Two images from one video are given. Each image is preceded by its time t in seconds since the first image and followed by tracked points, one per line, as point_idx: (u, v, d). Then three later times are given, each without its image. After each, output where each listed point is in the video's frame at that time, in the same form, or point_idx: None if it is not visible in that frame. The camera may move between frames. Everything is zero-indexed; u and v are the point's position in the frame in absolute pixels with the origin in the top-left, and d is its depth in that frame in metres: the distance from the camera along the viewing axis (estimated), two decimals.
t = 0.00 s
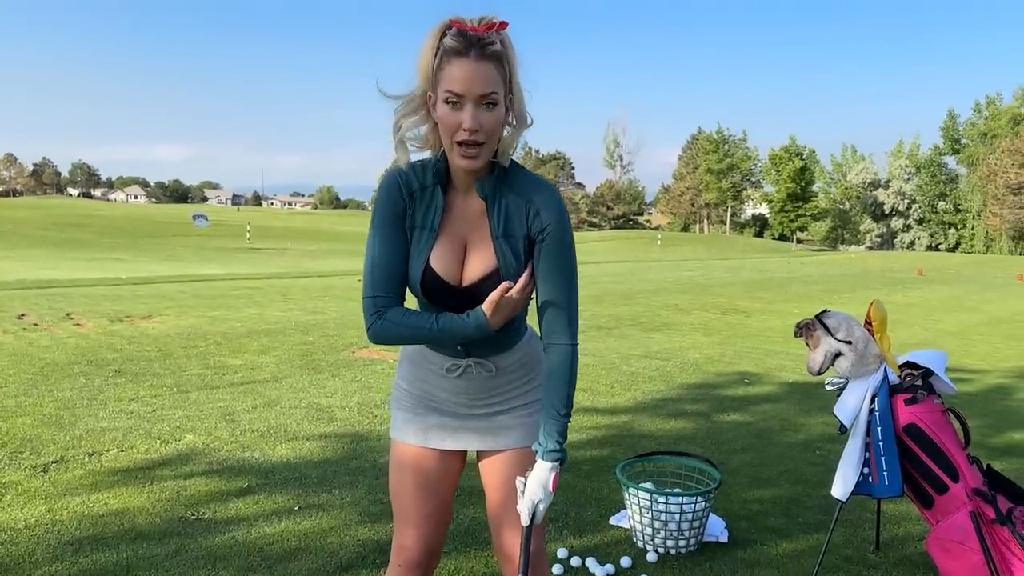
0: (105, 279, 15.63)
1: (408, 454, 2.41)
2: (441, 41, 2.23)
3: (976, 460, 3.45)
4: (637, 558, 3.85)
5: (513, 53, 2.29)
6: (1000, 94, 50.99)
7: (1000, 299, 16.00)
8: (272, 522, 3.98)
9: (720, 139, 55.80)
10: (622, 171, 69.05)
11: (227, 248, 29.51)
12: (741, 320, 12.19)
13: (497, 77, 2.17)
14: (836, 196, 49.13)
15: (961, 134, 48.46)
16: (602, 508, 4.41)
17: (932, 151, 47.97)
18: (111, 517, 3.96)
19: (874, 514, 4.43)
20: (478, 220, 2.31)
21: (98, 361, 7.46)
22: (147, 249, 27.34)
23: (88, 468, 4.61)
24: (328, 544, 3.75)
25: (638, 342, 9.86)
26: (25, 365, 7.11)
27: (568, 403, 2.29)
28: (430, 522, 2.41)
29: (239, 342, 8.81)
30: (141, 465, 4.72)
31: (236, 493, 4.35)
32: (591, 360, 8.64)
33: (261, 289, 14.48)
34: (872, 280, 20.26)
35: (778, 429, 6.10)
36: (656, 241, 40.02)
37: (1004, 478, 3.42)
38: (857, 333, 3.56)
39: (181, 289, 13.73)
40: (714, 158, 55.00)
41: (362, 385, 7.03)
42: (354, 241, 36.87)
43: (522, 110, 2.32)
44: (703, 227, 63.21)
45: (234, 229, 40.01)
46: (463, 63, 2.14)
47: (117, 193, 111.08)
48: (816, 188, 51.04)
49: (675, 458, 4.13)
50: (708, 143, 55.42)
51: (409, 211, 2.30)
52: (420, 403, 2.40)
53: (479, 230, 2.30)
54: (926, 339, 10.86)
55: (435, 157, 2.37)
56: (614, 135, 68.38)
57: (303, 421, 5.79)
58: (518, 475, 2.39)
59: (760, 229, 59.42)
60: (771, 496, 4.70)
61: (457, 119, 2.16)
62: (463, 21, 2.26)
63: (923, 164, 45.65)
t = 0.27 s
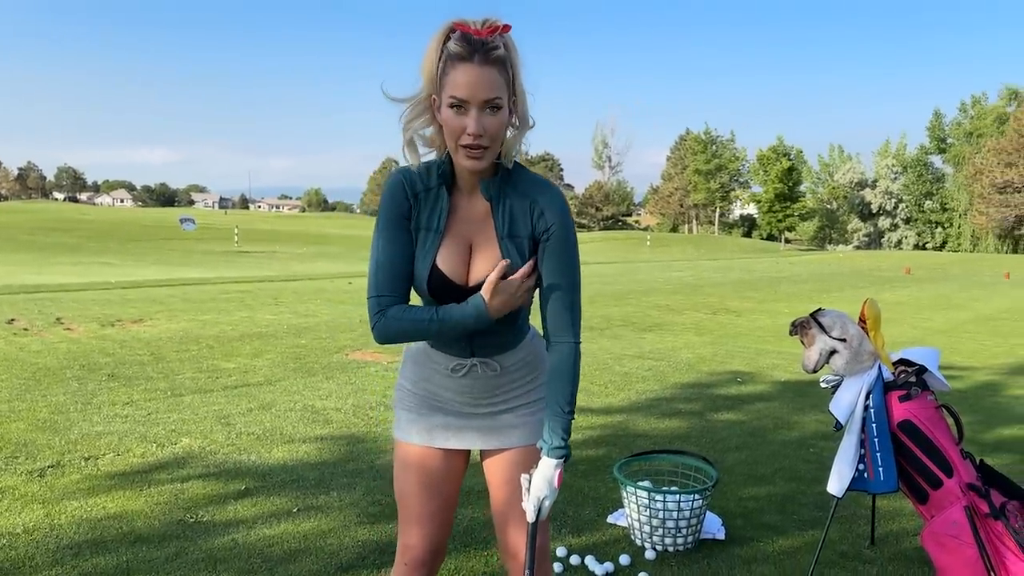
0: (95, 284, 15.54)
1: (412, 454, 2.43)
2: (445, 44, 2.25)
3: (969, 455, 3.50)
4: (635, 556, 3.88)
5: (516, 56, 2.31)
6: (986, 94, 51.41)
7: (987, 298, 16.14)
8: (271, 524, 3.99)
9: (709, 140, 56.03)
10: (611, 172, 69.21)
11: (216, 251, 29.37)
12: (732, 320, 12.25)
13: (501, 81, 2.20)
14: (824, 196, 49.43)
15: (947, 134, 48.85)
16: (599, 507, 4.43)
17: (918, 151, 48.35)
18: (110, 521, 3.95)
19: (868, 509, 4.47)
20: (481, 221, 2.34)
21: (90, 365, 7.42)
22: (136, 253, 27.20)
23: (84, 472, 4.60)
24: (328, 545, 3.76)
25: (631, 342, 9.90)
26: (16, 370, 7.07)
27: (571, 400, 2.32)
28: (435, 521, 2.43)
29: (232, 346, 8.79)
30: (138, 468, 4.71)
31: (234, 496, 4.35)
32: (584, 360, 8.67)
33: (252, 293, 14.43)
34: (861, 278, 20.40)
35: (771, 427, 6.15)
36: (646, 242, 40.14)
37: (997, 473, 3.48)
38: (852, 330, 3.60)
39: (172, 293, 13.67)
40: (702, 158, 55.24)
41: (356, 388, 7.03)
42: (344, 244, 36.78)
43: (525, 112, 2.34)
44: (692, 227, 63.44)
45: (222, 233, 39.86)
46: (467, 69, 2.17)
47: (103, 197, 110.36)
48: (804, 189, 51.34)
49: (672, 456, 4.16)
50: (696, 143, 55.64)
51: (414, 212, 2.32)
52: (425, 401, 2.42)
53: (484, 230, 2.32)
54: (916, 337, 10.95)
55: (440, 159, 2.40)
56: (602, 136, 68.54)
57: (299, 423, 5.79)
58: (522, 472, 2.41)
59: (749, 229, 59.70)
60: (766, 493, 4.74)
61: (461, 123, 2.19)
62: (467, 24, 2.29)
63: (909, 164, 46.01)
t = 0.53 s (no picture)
0: (84, 288, 15.46)
1: (418, 453, 2.45)
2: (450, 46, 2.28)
3: (963, 450, 3.55)
4: (634, 552, 3.91)
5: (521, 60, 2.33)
6: (971, 93, 51.83)
7: (975, 295, 16.28)
8: (271, 525, 4.00)
9: (697, 140, 56.25)
10: (600, 172, 69.33)
11: (205, 255, 29.25)
12: (723, 319, 12.33)
13: (505, 84, 2.22)
14: (812, 195, 49.71)
15: (933, 133, 49.23)
16: (597, 505, 4.46)
17: (904, 150, 48.72)
18: (109, 524, 3.95)
19: (862, 504, 4.52)
20: (486, 221, 2.36)
21: (83, 369, 7.40)
22: (124, 257, 27.05)
23: (82, 475, 4.59)
24: (328, 545, 3.77)
25: (624, 341, 9.95)
26: (9, 374, 7.03)
27: (572, 397, 2.35)
28: (440, 519, 2.46)
29: (224, 348, 8.78)
30: (136, 471, 4.71)
31: (233, 497, 4.35)
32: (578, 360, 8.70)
33: (244, 295, 14.40)
34: (850, 277, 20.55)
35: (765, 424, 6.20)
36: (636, 241, 40.28)
37: (991, 466, 3.52)
38: (847, 327, 3.64)
39: (163, 297, 13.63)
40: (691, 158, 55.47)
41: (352, 389, 7.04)
42: (334, 246, 36.71)
43: (529, 114, 2.36)
44: (681, 227, 63.67)
45: (211, 236, 39.66)
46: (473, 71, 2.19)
47: (89, 200, 109.63)
48: (792, 188, 51.61)
49: (670, 453, 4.19)
50: (685, 143, 55.86)
51: (419, 212, 2.34)
52: (429, 400, 2.44)
53: (488, 230, 2.35)
54: (905, 334, 11.05)
55: (444, 160, 2.42)
56: (591, 137, 68.71)
57: (296, 425, 5.80)
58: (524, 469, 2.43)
59: (737, 229, 59.97)
60: (761, 490, 4.78)
61: (466, 125, 2.21)
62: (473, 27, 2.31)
63: (896, 162, 46.38)
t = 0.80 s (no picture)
0: (76, 290, 15.41)
1: (421, 449, 2.47)
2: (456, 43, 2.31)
3: (957, 443, 3.59)
4: (633, 547, 3.94)
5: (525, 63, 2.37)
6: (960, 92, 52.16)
7: (965, 293, 16.39)
8: (270, 524, 4.01)
9: (689, 140, 56.42)
10: (592, 173, 69.42)
11: (197, 257, 29.16)
12: (716, 318, 12.38)
13: (508, 83, 2.26)
14: (803, 195, 49.92)
15: (923, 132, 49.52)
16: (595, 501, 4.49)
17: (895, 149, 49.00)
18: (109, 524, 3.96)
19: (857, 499, 4.56)
20: (486, 218, 2.39)
21: (78, 371, 7.38)
22: (115, 259, 26.95)
23: (80, 476, 4.59)
24: (328, 544, 3.79)
25: (618, 340, 9.98)
26: (3, 377, 7.01)
27: (570, 390, 2.37)
28: (444, 513, 2.49)
29: (219, 350, 8.77)
30: (134, 471, 4.71)
31: (232, 497, 4.36)
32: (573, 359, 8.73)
33: (237, 297, 14.38)
34: (842, 276, 20.66)
35: (760, 421, 6.25)
36: (628, 242, 40.37)
37: (984, 459, 3.56)
38: (842, 323, 3.68)
39: (156, 299, 13.59)
40: (683, 159, 55.63)
41: (348, 389, 7.05)
42: (326, 247, 36.67)
43: (530, 116, 2.39)
44: (672, 227, 63.83)
45: (202, 238, 39.53)
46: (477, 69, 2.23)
47: (79, 203, 109.07)
48: (783, 187, 51.81)
49: (668, 450, 4.22)
50: (676, 144, 56.02)
51: (420, 210, 2.36)
52: (432, 396, 2.46)
53: (488, 227, 2.37)
54: (897, 332, 11.13)
55: (444, 156, 2.45)
56: (583, 137, 68.82)
57: (293, 425, 5.81)
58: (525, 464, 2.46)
59: (729, 229, 60.17)
60: (757, 485, 4.82)
61: (468, 121, 2.25)
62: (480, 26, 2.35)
63: (886, 161, 46.65)
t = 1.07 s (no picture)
0: (73, 291, 15.40)
1: (422, 447, 2.50)
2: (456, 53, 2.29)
3: (953, 441, 3.62)
4: (632, 545, 3.97)
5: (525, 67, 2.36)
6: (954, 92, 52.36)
7: (960, 292, 16.47)
8: (272, 523, 4.03)
9: (684, 139, 56.51)
10: (588, 173, 69.48)
11: (193, 257, 29.13)
12: (713, 317, 12.43)
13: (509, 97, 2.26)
14: (798, 194, 50.04)
15: (917, 131, 49.67)
16: (594, 500, 4.53)
17: (889, 148, 49.16)
18: (111, 524, 3.97)
19: (854, 496, 4.59)
20: (487, 218, 2.41)
21: (77, 372, 7.39)
22: (111, 260, 26.93)
23: (81, 476, 4.61)
24: (330, 542, 3.81)
25: (615, 340, 10.02)
26: (2, 378, 7.02)
27: (570, 387, 2.40)
28: (446, 509, 2.52)
29: (217, 350, 8.78)
30: (135, 471, 4.73)
31: (233, 496, 4.38)
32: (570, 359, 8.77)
33: (234, 297, 14.38)
34: (837, 275, 20.73)
35: (757, 420, 6.29)
36: (624, 241, 40.44)
37: (979, 456, 3.60)
38: (838, 321, 3.72)
39: (153, 299, 13.60)
40: (678, 158, 55.73)
41: (347, 389, 7.07)
42: (322, 247, 36.67)
43: (530, 118, 2.40)
44: (668, 227, 63.92)
45: (198, 238, 39.49)
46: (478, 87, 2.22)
47: (74, 204, 108.80)
48: (778, 187, 51.92)
49: (667, 448, 4.25)
50: (672, 143, 56.11)
51: (422, 211, 2.39)
52: (434, 394, 2.49)
53: (489, 227, 2.40)
54: (893, 330, 11.19)
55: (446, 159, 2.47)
56: (579, 137, 68.90)
57: (293, 425, 5.83)
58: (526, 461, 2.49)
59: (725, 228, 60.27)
60: (755, 483, 4.86)
61: (470, 136, 2.26)
62: (479, 32, 2.32)
63: (881, 160, 46.80)
